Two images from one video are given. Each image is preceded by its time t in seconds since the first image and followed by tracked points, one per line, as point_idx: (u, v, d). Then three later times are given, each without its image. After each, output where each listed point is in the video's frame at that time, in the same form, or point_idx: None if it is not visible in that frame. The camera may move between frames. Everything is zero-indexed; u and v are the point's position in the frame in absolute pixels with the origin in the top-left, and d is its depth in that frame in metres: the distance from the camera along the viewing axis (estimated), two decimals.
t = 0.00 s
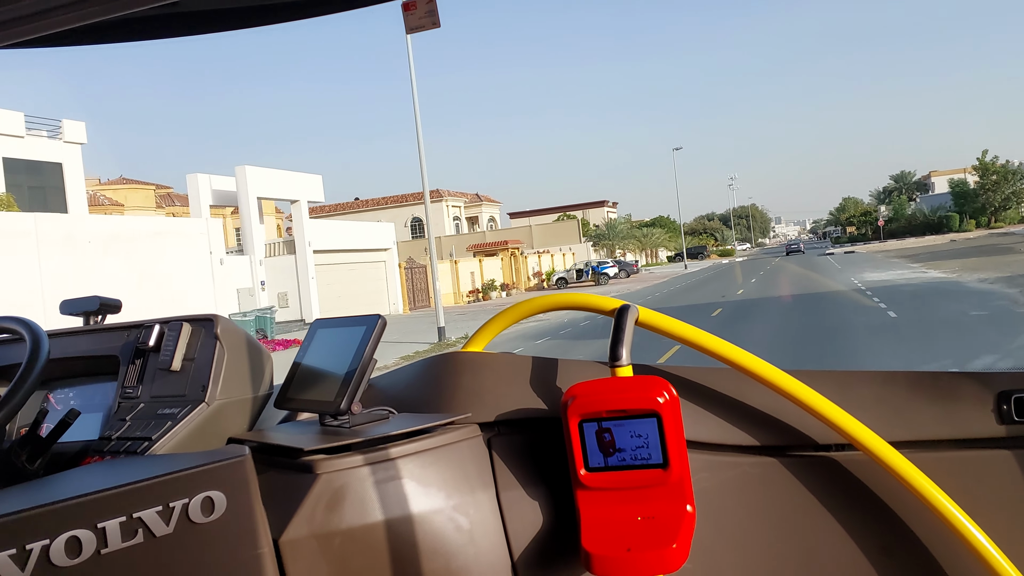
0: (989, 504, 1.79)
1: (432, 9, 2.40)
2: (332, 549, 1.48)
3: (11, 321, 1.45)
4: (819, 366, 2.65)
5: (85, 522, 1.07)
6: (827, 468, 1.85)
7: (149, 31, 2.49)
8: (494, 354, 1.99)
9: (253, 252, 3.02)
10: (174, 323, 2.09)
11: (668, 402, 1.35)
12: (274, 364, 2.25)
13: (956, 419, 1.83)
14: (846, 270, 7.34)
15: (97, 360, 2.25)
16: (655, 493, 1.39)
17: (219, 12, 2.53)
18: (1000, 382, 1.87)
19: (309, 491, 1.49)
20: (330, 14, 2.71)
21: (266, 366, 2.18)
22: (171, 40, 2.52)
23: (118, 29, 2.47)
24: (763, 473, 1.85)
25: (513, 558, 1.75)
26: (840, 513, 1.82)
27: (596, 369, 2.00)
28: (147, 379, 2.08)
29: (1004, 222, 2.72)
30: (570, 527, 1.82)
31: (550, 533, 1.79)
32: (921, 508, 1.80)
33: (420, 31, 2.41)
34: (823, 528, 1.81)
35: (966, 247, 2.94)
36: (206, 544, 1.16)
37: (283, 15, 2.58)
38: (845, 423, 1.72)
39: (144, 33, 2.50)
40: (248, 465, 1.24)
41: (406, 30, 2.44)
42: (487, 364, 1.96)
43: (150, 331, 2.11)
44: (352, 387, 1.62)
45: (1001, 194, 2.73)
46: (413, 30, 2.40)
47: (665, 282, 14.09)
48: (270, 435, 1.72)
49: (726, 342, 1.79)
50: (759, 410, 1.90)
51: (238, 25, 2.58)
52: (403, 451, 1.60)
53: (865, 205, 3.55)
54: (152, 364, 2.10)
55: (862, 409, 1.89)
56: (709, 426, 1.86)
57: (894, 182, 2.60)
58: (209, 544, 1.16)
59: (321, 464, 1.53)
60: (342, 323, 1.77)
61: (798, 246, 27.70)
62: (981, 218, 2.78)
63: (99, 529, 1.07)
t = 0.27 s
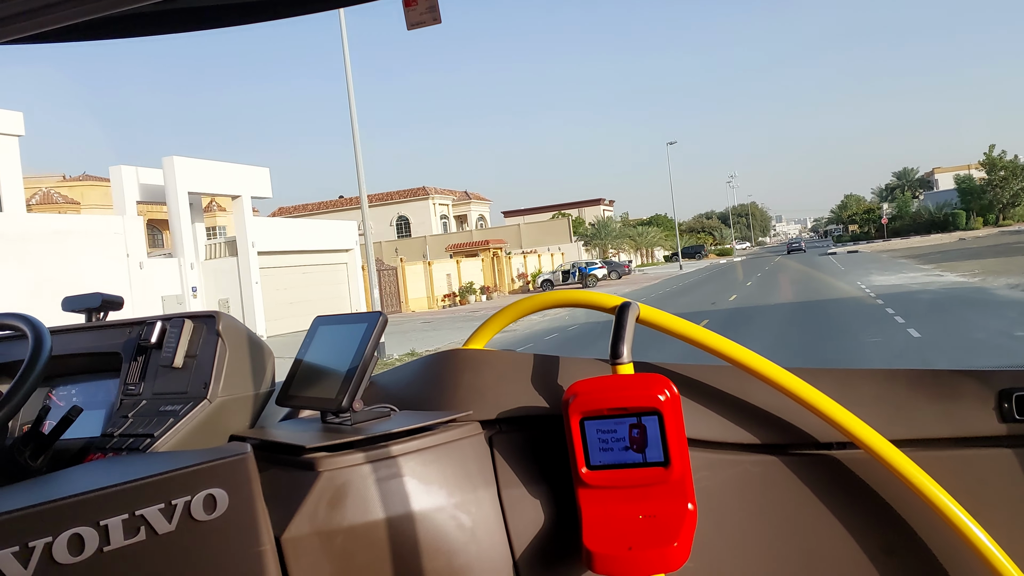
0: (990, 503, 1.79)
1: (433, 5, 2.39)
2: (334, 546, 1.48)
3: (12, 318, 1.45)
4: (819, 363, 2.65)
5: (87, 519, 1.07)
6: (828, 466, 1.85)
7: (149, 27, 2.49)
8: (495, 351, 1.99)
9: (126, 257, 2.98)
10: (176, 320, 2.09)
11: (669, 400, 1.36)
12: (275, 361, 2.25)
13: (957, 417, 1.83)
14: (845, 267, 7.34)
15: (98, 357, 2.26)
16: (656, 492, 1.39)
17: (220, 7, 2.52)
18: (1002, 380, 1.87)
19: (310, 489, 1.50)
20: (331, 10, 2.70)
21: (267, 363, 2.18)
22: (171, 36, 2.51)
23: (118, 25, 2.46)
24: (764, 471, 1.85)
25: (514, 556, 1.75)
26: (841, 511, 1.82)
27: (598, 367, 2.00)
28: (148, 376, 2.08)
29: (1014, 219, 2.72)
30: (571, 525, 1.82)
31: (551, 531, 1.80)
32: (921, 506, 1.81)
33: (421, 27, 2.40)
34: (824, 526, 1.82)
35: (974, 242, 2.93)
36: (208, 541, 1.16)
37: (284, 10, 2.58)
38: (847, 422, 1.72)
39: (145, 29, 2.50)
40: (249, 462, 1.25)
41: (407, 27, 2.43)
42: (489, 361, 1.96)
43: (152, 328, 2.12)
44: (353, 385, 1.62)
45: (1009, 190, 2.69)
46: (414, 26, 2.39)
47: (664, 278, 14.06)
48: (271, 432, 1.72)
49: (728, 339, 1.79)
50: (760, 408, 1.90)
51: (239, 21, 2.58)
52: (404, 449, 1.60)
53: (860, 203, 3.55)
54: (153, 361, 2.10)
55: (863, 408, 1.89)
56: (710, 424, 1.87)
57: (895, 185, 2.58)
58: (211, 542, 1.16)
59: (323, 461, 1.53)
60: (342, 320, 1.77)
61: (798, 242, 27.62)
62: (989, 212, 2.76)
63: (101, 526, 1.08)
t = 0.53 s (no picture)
0: (992, 508, 1.79)
1: (435, 9, 2.39)
2: (334, 550, 1.48)
3: (14, 322, 1.45)
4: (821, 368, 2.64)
5: (87, 523, 1.07)
6: (830, 471, 1.85)
7: (152, 31, 2.49)
8: (496, 355, 1.99)
9: (17, 263, 3.15)
10: (177, 324, 2.09)
11: (670, 404, 1.35)
12: (276, 364, 2.25)
13: (959, 422, 1.83)
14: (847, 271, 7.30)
15: (100, 361, 2.26)
16: (657, 496, 1.38)
17: (222, 11, 2.53)
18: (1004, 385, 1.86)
19: (310, 493, 1.50)
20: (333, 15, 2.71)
21: (268, 367, 2.18)
22: (174, 41, 2.53)
23: (122, 29, 2.47)
24: (765, 476, 1.84)
25: (515, 561, 1.75)
26: (843, 516, 1.82)
27: (599, 371, 2.00)
28: (150, 380, 2.08)
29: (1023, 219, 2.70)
30: (572, 529, 1.82)
31: (552, 535, 1.79)
32: (923, 511, 1.80)
33: (423, 31, 2.40)
34: (825, 531, 1.81)
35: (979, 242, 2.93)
36: (208, 546, 1.16)
37: (286, 14, 2.58)
38: (848, 427, 1.72)
39: (148, 33, 2.51)
40: (249, 466, 1.24)
41: (409, 31, 2.44)
42: (490, 365, 1.95)
43: (153, 331, 2.12)
44: (354, 389, 1.62)
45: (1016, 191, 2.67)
46: (416, 31, 2.40)
47: (668, 283, 14.06)
48: (272, 436, 1.72)
49: (729, 344, 1.79)
50: (761, 413, 1.89)
51: (241, 25, 2.58)
52: (405, 452, 1.60)
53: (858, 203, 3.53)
54: (155, 365, 2.10)
55: (864, 412, 1.88)
56: (711, 428, 1.86)
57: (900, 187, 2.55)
58: (211, 546, 1.16)
59: (323, 465, 1.53)
60: (343, 324, 1.77)
61: (799, 246, 27.65)
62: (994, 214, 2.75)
63: (101, 529, 1.08)
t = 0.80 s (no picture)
0: (995, 510, 1.78)
1: (437, 11, 2.40)
2: (337, 551, 1.48)
3: (18, 324, 1.46)
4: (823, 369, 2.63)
5: (91, 524, 1.07)
6: (833, 473, 1.85)
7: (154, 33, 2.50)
8: (499, 356, 1.99)
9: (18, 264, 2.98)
10: (180, 326, 2.09)
11: (673, 405, 1.35)
12: (279, 366, 2.26)
13: (962, 423, 1.83)
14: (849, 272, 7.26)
15: (103, 363, 2.26)
16: (659, 498, 1.38)
17: (224, 13, 2.53)
18: (1006, 387, 1.86)
19: (313, 494, 1.50)
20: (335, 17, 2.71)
21: (271, 368, 2.18)
22: (177, 43, 2.53)
23: (124, 32, 2.48)
24: (767, 477, 1.84)
25: (517, 563, 1.75)
26: (845, 517, 1.82)
27: (601, 373, 2.00)
28: (153, 381, 2.09)
29: None
30: (574, 531, 1.82)
31: (554, 537, 1.80)
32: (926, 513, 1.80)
33: (425, 33, 2.40)
34: (827, 533, 1.81)
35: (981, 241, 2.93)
36: (211, 547, 1.16)
37: (287, 16, 2.58)
38: (851, 428, 1.72)
39: (150, 36, 2.52)
40: (253, 467, 1.25)
41: (411, 33, 2.44)
42: (493, 367, 1.96)
43: (156, 333, 2.12)
44: (357, 390, 1.62)
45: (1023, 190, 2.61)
46: (418, 33, 2.40)
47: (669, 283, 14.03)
48: (274, 437, 1.72)
49: (731, 345, 1.79)
50: (764, 414, 1.89)
51: (243, 27, 2.58)
52: (408, 454, 1.60)
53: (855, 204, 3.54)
54: (158, 366, 2.10)
55: (867, 414, 1.88)
56: (713, 429, 1.87)
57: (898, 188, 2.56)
58: (214, 547, 1.17)
59: (326, 467, 1.53)
60: (346, 325, 1.78)
61: (801, 246, 27.59)
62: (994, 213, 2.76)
63: (105, 531, 1.08)
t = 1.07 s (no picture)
0: (996, 507, 1.78)
1: (438, 10, 2.39)
2: (339, 549, 1.49)
3: (20, 322, 1.46)
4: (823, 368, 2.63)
5: (94, 522, 1.07)
6: (834, 471, 1.85)
7: (156, 32, 2.50)
8: (500, 354, 1.99)
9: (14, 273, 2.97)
10: (182, 324, 2.09)
11: (674, 403, 1.35)
12: (280, 363, 2.26)
13: (963, 421, 1.83)
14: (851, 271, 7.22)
15: (104, 361, 2.27)
16: (660, 496, 1.38)
17: (226, 11, 2.53)
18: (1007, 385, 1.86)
19: (315, 492, 1.50)
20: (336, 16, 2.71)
21: (272, 366, 2.18)
22: (178, 41, 2.54)
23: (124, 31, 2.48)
24: (768, 475, 1.85)
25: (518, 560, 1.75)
26: (847, 515, 1.82)
27: (602, 371, 2.00)
28: (154, 380, 2.09)
29: None
30: (575, 529, 1.83)
31: (555, 535, 1.80)
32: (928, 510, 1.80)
33: (425, 32, 2.40)
34: (828, 530, 1.82)
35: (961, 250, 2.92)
36: (213, 545, 1.17)
37: (289, 15, 2.59)
38: (852, 426, 1.72)
39: (151, 34, 2.52)
40: (254, 466, 1.25)
41: (412, 31, 2.44)
42: (494, 365, 1.96)
43: (158, 331, 2.12)
44: (358, 388, 1.62)
45: None
46: (419, 31, 2.40)
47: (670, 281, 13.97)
48: (276, 435, 1.73)
49: (732, 343, 1.79)
50: (765, 412, 1.89)
51: (244, 25, 2.59)
52: (409, 452, 1.61)
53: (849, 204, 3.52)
54: (159, 364, 2.10)
55: (868, 412, 1.89)
56: (714, 427, 1.87)
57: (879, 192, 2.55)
58: (216, 545, 1.17)
59: (327, 465, 1.53)
60: (347, 324, 1.78)
61: (802, 244, 27.54)
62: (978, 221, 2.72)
63: (108, 529, 1.08)
